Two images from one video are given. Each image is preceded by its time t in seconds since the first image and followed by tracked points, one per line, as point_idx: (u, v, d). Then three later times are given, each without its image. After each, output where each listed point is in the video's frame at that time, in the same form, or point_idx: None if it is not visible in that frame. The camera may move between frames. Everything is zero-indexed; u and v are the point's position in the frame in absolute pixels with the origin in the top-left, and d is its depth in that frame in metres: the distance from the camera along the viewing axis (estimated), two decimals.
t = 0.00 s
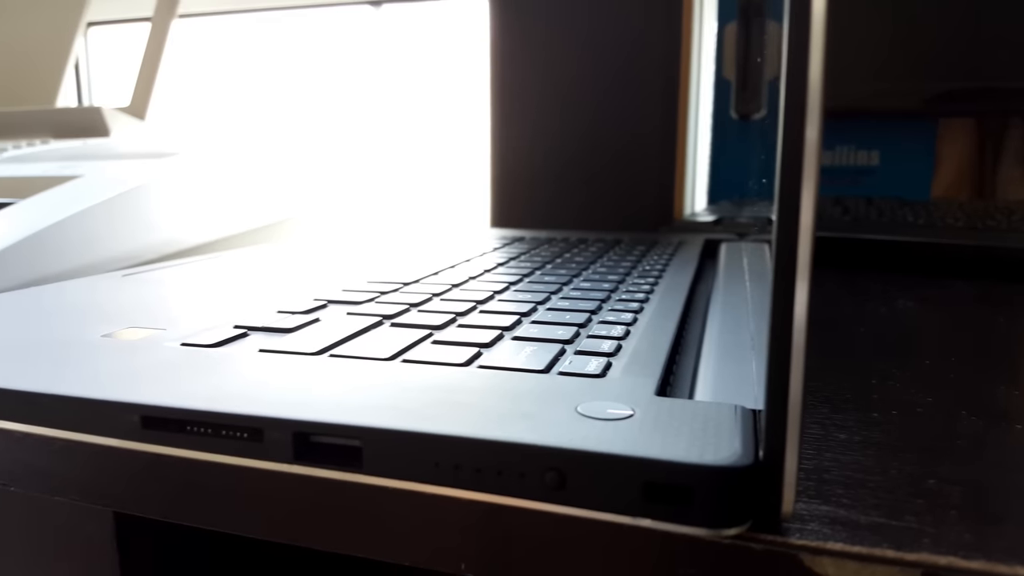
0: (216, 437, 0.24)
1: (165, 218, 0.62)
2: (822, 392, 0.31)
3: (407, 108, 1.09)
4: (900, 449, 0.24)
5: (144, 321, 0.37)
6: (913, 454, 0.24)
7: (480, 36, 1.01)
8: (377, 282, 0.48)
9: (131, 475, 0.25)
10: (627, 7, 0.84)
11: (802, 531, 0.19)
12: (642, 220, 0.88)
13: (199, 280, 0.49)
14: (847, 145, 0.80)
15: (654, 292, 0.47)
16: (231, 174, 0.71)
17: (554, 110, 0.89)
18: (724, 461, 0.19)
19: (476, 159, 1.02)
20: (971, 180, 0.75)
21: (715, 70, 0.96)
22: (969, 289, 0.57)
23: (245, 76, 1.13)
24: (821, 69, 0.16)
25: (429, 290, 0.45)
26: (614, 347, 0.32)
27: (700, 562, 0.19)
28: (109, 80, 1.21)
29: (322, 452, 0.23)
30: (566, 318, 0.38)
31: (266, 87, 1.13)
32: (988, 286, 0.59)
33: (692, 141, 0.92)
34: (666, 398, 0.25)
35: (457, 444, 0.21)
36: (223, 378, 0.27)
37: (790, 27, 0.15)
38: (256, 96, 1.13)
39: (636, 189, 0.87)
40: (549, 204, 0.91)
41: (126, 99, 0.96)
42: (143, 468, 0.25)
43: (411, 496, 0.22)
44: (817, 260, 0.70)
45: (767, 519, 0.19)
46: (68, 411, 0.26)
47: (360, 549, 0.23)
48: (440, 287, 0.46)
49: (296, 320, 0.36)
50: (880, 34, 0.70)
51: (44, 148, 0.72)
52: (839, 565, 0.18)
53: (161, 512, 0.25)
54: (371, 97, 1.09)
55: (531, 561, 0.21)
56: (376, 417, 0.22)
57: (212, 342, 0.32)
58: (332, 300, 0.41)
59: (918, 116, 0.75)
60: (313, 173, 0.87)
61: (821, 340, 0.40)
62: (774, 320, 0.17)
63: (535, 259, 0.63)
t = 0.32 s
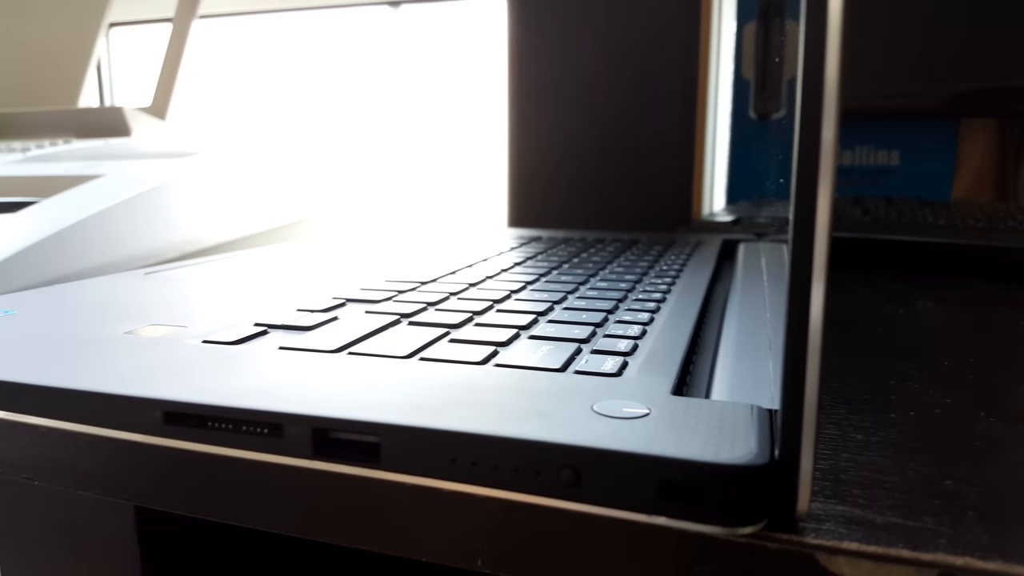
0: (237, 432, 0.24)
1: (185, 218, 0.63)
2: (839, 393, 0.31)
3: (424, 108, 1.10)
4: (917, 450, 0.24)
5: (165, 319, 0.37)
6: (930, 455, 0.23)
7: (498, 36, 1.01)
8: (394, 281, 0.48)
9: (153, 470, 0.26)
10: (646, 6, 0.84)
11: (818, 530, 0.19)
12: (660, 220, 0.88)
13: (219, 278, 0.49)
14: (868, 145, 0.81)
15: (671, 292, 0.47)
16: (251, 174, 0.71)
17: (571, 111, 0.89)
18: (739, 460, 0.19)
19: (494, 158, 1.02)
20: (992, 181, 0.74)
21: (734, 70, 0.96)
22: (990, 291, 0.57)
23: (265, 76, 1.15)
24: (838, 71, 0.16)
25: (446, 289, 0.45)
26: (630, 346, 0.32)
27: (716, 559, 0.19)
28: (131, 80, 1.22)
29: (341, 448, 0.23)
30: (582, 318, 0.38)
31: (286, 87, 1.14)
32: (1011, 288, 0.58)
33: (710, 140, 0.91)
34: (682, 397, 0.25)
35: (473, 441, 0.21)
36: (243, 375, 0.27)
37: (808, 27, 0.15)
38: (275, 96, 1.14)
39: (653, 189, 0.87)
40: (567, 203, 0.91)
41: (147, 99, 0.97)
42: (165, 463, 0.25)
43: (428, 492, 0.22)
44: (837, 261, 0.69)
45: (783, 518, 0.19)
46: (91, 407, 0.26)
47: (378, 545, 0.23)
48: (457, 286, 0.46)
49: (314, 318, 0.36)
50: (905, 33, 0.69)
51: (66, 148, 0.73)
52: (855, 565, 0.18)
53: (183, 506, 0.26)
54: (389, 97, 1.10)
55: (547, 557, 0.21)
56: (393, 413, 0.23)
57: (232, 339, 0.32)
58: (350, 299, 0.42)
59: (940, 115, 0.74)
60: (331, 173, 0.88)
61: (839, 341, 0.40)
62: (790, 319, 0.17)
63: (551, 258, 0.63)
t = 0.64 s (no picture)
0: (258, 428, 0.25)
1: (205, 217, 0.64)
2: (856, 393, 0.30)
3: (441, 108, 1.10)
4: (934, 451, 0.24)
5: (187, 316, 0.38)
6: (948, 457, 0.23)
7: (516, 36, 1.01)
8: (411, 280, 0.48)
9: (175, 464, 0.26)
10: (664, 7, 0.84)
11: (833, 529, 0.19)
12: (678, 220, 0.87)
13: (239, 277, 0.50)
14: (889, 146, 0.81)
15: (688, 292, 0.47)
16: (270, 174, 0.72)
17: (588, 110, 0.89)
18: (755, 458, 0.19)
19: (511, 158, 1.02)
20: (1014, 181, 0.74)
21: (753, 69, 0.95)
22: (1013, 292, 0.56)
23: (285, 77, 1.16)
24: (854, 71, 0.16)
25: (463, 288, 0.45)
26: (646, 345, 0.32)
27: (730, 557, 0.19)
28: (153, 80, 1.24)
29: (359, 444, 0.24)
30: (598, 317, 0.38)
31: (305, 87, 1.15)
32: None
33: (728, 140, 0.91)
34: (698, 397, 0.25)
35: (489, 438, 0.22)
36: (263, 371, 0.28)
37: (823, 27, 0.15)
38: (296, 96, 1.15)
39: (669, 190, 0.87)
40: (584, 203, 0.91)
41: (168, 99, 0.99)
42: (187, 457, 0.26)
43: (445, 488, 0.22)
44: (856, 262, 0.69)
45: (798, 517, 0.19)
46: (114, 402, 0.27)
47: (394, 541, 0.24)
48: (474, 285, 0.47)
49: (333, 316, 0.37)
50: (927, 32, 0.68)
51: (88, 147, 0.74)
52: (870, 564, 0.18)
53: (204, 501, 0.26)
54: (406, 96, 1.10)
55: (562, 556, 0.21)
56: (411, 410, 0.23)
57: (253, 337, 0.33)
58: (368, 297, 0.42)
59: (962, 115, 0.73)
60: (349, 173, 0.88)
61: (857, 342, 0.39)
62: (806, 319, 0.17)
63: (568, 258, 0.63)
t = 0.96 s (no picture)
0: (277, 424, 0.25)
1: (224, 216, 0.65)
2: (873, 394, 0.30)
3: (458, 108, 1.10)
4: (952, 452, 0.24)
5: (207, 314, 0.39)
6: (965, 458, 0.23)
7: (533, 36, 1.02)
8: (428, 279, 0.49)
9: (198, 459, 0.26)
10: (681, 7, 0.84)
11: (848, 529, 0.19)
12: (695, 221, 0.87)
13: (258, 276, 0.51)
14: (908, 146, 0.84)
15: (705, 292, 0.46)
16: (288, 174, 0.73)
17: (605, 110, 0.89)
18: (770, 457, 0.19)
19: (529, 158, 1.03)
20: None
21: (771, 68, 0.95)
22: None
23: (305, 77, 1.17)
24: (870, 71, 0.16)
25: (479, 288, 0.46)
26: (662, 345, 0.32)
27: (745, 556, 0.19)
28: (174, 82, 1.26)
29: (378, 440, 0.24)
30: (614, 317, 0.38)
31: (323, 88, 1.16)
32: None
33: (747, 140, 0.91)
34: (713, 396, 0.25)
35: (505, 435, 0.22)
36: (283, 368, 0.28)
37: (840, 28, 0.15)
38: (315, 97, 1.17)
39: (686, 191, 0.87)
40: (601, 203, 0.91)
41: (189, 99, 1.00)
42: (209, 452, 0.26)
43: (462, 484, 0.22)
44: (875, 262, 0.68)
45: (813, 516, 0.19)
46: (138, 397, 0.27)
47: (411, 537, 0.24)
48: (491, 285, 0.47)
49: (351, 315, 0.37)
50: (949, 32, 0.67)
51: (110, 147, 0.75)
52: (886, 564, 0.18)
53: (228, 496, 0.26)
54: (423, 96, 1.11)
55: (577, 553, 0.21)
56: (428, 407, 0.23)
57: (273, 335, 0.33)
58: (385, 296, 0.43)
59: (984, 114, 0.73)
60: (367, 173, 0.89)
61: (874, 342, 0.39)
62: (821, 319, 0.18)
63: (584, 258, 0.63)
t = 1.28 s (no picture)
0: (295, 419, 0.25)
1: (243, 215, 0.66)
2: (891, 395, 0.30)
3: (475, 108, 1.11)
4: (970, 454, 0.23)
5: (226, 312, 0.39)
6: (984, 460, 0.23)
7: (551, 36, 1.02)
8: (444, 278, 0.49)
9: (217, 454, 0.27)
10: (700, 6, 0.83)
11: (863, 529, 0.19)
12: (713, 221, 0.87)
13: (276, 275, 0.51)
14: (933, 144, 0.85)
15: (722, 292, 0.46)
16: (307, 174, 0.74)
17: (622, 110, 0.89)
18: (785, 456, 0.19)
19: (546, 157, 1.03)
20: None
21: (791, 67, 0.95)
22: None
23: (324, 77, 1.18)
24: (888, 68, 0.16)
25: (495, 287, 0.46)
26: (677, 344, 0.32)
27: (759, 556, 0.19)
28: (195, 82, 1.27)
29: (393, 436, 0.24)
30: (630, 316, 0.38)
31: (342, 88, 1.17)
32: None
33: (766, 140, 0.90)
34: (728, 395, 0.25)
35: (520, 432, 0.22)
36: (300, 366, 0.28)
37: (858, 25, 0.15)
38: (335, 97, 1.18)
39: (704, 191, 0.86)
40: (618, 203, 0.91)
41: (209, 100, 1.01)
42: (228, 448, 0.26)
43: (475, 481, 0.23)
44: (897, 262, 0.67)
45: (828, 515, 0.19)
46: (159, 393, 0.27)
47: (424, 533, 0.24)
48: (506, 284, 0.47)
49: (368, 313, 0.38)
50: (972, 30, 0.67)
51: (132, 148, 0.77)
52: (901, 564, 0.18)
53: (243, 490, 0.27)
54: (440, 96, 1.11)
55: (589, 551, 0.21)
56: (443, 404, 0.24)
57: (291, 332, 0.34)
58: (402, 295, 0.43)
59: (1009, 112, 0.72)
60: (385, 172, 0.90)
61: (893, 343, 0.39)
62: (837, 317, 0.18)
63: (601, 257, 0.63)
